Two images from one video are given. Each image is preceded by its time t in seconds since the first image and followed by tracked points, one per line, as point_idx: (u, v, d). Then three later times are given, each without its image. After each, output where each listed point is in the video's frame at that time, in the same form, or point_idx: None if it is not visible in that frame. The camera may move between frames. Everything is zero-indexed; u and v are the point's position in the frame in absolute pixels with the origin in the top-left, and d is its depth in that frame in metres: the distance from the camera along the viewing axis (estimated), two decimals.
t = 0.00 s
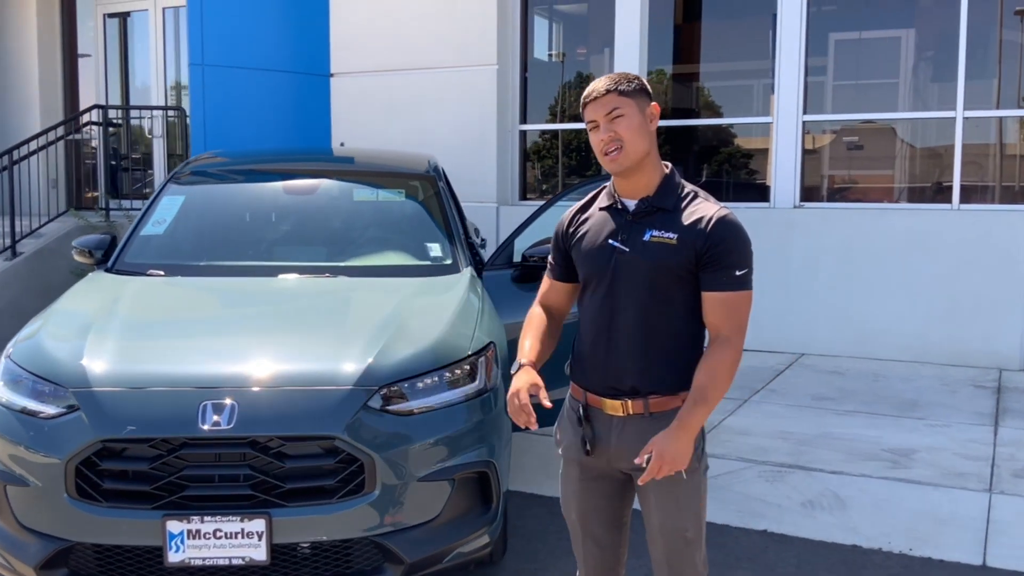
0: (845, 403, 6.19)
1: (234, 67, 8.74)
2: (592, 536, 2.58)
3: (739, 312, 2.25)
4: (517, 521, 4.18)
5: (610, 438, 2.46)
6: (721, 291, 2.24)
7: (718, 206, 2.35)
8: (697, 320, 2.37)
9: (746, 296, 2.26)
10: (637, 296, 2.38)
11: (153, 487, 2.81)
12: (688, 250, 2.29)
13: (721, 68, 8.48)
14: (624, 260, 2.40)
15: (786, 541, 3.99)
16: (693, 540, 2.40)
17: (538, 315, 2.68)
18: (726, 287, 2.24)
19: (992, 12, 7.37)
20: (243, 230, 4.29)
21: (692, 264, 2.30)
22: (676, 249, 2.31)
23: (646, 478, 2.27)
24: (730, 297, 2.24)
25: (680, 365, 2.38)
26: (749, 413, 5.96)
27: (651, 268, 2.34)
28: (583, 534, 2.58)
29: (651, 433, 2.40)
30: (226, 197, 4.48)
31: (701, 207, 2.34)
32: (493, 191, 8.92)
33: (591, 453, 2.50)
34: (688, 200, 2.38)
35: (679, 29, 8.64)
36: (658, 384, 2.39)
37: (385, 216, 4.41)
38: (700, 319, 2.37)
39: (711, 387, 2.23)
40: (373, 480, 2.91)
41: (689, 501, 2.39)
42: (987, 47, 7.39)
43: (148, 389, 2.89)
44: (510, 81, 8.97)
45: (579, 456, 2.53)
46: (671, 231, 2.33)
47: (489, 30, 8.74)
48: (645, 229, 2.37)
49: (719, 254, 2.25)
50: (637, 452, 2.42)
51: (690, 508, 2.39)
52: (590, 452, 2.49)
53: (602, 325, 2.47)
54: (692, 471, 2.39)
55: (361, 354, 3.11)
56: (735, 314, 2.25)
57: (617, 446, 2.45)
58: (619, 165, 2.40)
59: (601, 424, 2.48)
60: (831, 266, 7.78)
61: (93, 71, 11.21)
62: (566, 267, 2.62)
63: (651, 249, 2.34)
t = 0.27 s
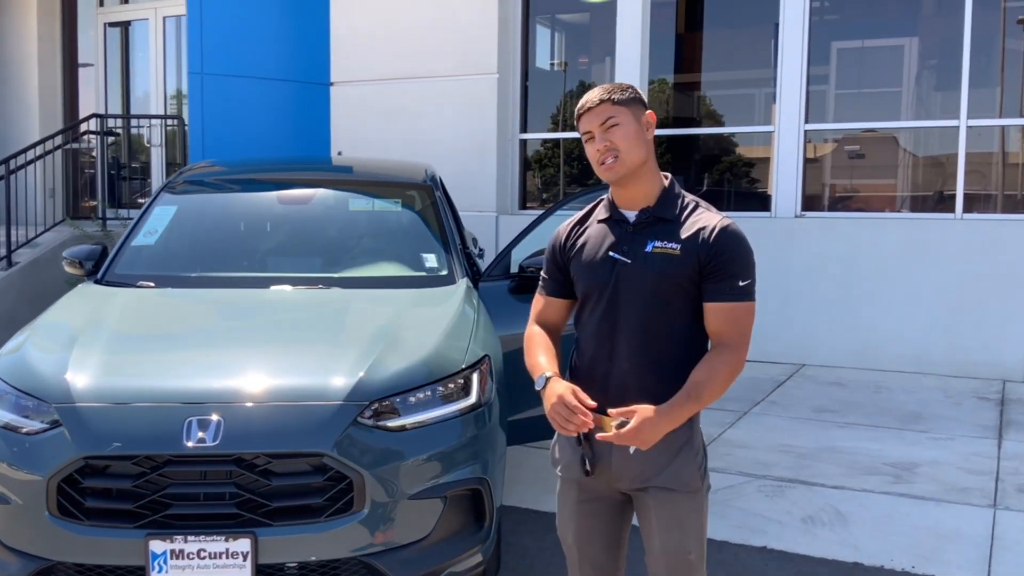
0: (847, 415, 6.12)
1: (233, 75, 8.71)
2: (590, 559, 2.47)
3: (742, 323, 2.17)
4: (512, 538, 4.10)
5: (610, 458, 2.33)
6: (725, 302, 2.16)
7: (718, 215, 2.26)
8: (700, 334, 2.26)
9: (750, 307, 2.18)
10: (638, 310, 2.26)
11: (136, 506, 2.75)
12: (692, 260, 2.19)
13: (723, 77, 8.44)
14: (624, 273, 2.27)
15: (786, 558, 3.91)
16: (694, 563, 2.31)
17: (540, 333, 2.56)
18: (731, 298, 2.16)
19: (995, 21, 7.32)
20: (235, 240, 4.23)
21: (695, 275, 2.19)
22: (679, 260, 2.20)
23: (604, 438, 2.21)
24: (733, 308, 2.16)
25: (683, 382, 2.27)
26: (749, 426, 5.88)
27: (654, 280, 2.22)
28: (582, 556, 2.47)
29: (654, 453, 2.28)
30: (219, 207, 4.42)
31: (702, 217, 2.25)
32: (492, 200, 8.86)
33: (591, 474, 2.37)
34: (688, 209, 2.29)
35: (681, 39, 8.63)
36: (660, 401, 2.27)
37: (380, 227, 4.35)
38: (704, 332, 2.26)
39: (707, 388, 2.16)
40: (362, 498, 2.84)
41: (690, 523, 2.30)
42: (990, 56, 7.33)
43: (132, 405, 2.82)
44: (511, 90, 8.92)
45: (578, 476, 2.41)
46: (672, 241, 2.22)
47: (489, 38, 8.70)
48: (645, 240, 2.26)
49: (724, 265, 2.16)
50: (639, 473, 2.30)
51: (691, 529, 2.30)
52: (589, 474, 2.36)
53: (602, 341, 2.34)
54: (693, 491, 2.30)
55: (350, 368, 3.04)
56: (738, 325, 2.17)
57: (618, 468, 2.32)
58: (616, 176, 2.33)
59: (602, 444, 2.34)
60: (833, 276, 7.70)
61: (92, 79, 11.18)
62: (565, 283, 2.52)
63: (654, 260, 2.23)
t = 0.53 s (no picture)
0: (853, 428, 6.05)
1: (238, 84, 8.71)
2: None
3: (743, 339, 2.11)
4: (512, 552, 4.05)
5: (606, 474, 2.30)
6: (725, 316, 2.09)
7: (721, 228, 2.20)
8: (701, 350, 2.21)
9: (752, 322, 2.11)
10: (637, 324, 2.22)
11: (128, 521, 2.71)
12: (690, 274, 2.14)
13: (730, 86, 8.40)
14: (623, 286, 2.23)
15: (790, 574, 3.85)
16: None
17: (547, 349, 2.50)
18: (729, 312, 2.09)
19: (1004, 30, 7.26)
20: (235, 250, 4.20)
21: (694, 289, 2.14)
22: (677, 273, 2.15)
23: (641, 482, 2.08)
24: (733, 323, 2.10)
25: (683, 399, 2.21)
26: (755, 438, 5.82)
27: (652, 294, 2.18)
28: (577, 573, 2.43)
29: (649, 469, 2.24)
30: (220, 217, 4.40)
31: (703, 230, 2.20)
32: (497, 209, 8.82)
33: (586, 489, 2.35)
34: (690, 223, 2.24)
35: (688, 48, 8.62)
36: (658, 418, 2.22)
37: (381, 237, 4.31)
38: (705, 348, 2.21)
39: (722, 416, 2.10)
40: (357, 513, 2.80)
41: (687, 541, 2.24)
42: (999, 65, 7.27)
43: (126, 418, 2.79)
44: (516, 98, 8.89)
45: (573, 491, 2.38)
46: (672, 254, 2.18)
47: (495, 47, 8.67)
48: (644, 253, 2.22)
49: (723, 278, 2.10)
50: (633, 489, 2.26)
51: (689, 550, 2.24)
52: (583, 489, 2.34)
53: (601, 355, 2.31)
54: (690, 509, 2.24)
55: (347, 382, 2.99)
56: (740, 341, 2.11)
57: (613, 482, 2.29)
58: (616, 190, 2.28)
59: (597, 459, 2.32)
60: (841, 286, 7.64)
61: (99, 88, 11.22)
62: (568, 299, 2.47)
63: (652, 274, 2.19)
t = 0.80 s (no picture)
0: (868, 440, 5.97)
1: (252, 92, 8.74)
2: None
3: (744, 347, 2.05)
4: (518, 563, 4.01)
5: (609, 486, 2.27)
6: (725, 324, 2.05)
7: (725, 236, 2.17)
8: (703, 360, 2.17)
9: (754, 331, 2.07)
10: (637, 334, 2.19)
11: (129, 530, 2.69)
12: (690, 283, 2.11)
13: (746, 94, 8.36)
14: (624, 295, 2.21)
15: None
16: None
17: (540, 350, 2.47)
18: (729, 320, 2.05)
19: None
20: (244, 258, 4.20)
21: (694, 297, 2.11)
22: (677, 282, 2.12)
23: (658, 432, 1.97)
24: (732, 330, 2.05)
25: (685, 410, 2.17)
26: (768, 450, 5.76)
27: (652, 303, 2.15)
28: None
29: (653, 483, 2.20)
30: (230, 224, 4.39)
31: (706, 238, 2.16)
32: (510, 217, 8.79)
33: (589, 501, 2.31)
34: (692, 231, 2.21)
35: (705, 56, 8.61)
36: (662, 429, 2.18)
37: (390, 245, 4.29)
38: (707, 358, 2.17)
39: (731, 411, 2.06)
40: (359, 524, 2.77)
41: (690, 557, 2.20)
42: (1019, 73, 7.19)
43: (128, 427, 2.77)
44: (531, 106, 8.86)
45: (576, 503, 2.35)
46: (673, 263, 2.15)
47: (510, 55, 8.66)
48: (645, 262, 2.19)
49: (722, 286, 2.07)
50: (636, 503, 2.23)
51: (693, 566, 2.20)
52: (586, 501, 2.30)
53: (602, 365, 2.28)
54: (695, 525, 2.19)
55: (350, 391, 2.97)
56: (740, 347, 2.05)
57: (616, 495, 2.25)
58: (619, 200, 2.25)
59: (600, 471, 2.28)
60: (857, 296, 7.56)
61: (116, 96, 11.28)
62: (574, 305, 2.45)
63: (652, 283, 2.16)
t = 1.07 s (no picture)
0: (895, 451, 5.87)
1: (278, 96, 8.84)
2: None
3: (751, 343, 1.99)
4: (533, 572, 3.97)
5: (619, 496, 2.21)
6: (735, 322, 2.00)
7: (737, 240, 2.13)
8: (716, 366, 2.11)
9: (765, 329, 2.01)
10: (648, 340, 2.15)
11: (137, 535, 2.69)
12: (702, 287, 2.08)
13: (775, 99, 8.29)
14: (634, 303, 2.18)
15: None
16: None
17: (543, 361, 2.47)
18: (738, 317, 2.00)
19: None
20: (261, 262, 4.21)
21: (705, 302, 2.08)
22: (688, 286, 2.09)
23: (592, 359, 2.03)
24: (740, 326, 1.99)
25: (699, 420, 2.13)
26: (791, 460, 5.67)
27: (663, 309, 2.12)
28: None
29: (664, 494, 2.15)
30: (248, 229, 4.40)
31: (716, 243, 2.14)
32: (534, 222, 8.75)
33: (598, 512, 2.26)
34: (703, 237, 2.18)
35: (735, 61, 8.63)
36: (673, 439, 2.13)
37: (407, 250, 4.28)
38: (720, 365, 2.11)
39: (701, 381, 1.96)
40: (366, 532, 2.75)
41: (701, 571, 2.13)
42: None
43: (137, 432, 2.78)
44: (556, 110, 8.82)
45: (585, 514, 2.29)
46: (684, 268, 2.11)
47: (535, 59, 8.63)
48: (656, 269, 2.16)
49: (733, 286, 2.03)
50: (646, 515, 2.17)
51: None
52: (596, 511, 2.25)
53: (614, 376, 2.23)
54: (708, 539, 2.14)
55: (360, 397, 2.95)
56: (744, 342, 1.99)
57: (627, 506, 2.20)
58: (633, 211, 2.21)
59: (611, 481, 2.23)
60: (885, 303, 7.43)
61: (146, 100, 11.40)
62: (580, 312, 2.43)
63: (663, 288, 2.13)
